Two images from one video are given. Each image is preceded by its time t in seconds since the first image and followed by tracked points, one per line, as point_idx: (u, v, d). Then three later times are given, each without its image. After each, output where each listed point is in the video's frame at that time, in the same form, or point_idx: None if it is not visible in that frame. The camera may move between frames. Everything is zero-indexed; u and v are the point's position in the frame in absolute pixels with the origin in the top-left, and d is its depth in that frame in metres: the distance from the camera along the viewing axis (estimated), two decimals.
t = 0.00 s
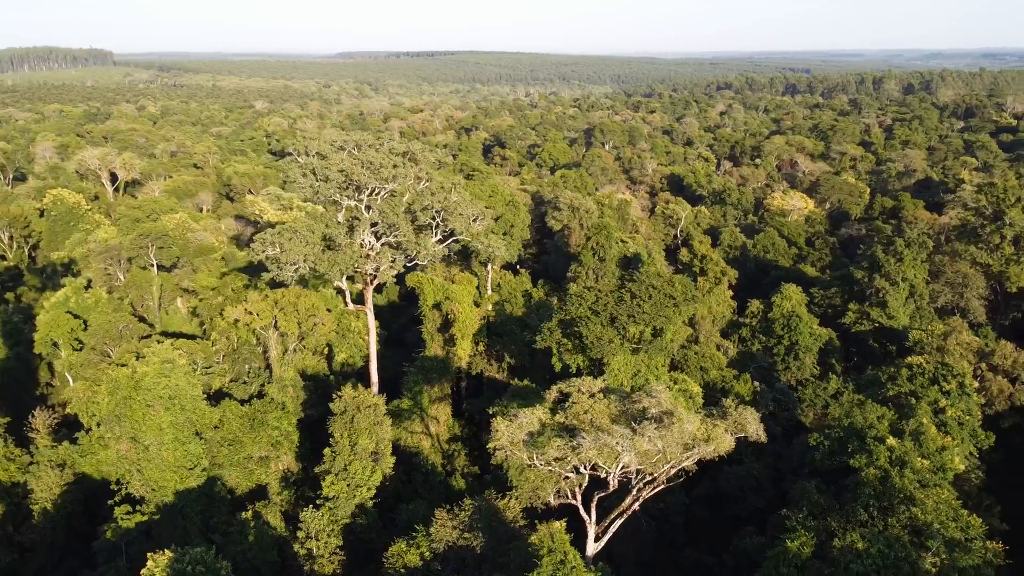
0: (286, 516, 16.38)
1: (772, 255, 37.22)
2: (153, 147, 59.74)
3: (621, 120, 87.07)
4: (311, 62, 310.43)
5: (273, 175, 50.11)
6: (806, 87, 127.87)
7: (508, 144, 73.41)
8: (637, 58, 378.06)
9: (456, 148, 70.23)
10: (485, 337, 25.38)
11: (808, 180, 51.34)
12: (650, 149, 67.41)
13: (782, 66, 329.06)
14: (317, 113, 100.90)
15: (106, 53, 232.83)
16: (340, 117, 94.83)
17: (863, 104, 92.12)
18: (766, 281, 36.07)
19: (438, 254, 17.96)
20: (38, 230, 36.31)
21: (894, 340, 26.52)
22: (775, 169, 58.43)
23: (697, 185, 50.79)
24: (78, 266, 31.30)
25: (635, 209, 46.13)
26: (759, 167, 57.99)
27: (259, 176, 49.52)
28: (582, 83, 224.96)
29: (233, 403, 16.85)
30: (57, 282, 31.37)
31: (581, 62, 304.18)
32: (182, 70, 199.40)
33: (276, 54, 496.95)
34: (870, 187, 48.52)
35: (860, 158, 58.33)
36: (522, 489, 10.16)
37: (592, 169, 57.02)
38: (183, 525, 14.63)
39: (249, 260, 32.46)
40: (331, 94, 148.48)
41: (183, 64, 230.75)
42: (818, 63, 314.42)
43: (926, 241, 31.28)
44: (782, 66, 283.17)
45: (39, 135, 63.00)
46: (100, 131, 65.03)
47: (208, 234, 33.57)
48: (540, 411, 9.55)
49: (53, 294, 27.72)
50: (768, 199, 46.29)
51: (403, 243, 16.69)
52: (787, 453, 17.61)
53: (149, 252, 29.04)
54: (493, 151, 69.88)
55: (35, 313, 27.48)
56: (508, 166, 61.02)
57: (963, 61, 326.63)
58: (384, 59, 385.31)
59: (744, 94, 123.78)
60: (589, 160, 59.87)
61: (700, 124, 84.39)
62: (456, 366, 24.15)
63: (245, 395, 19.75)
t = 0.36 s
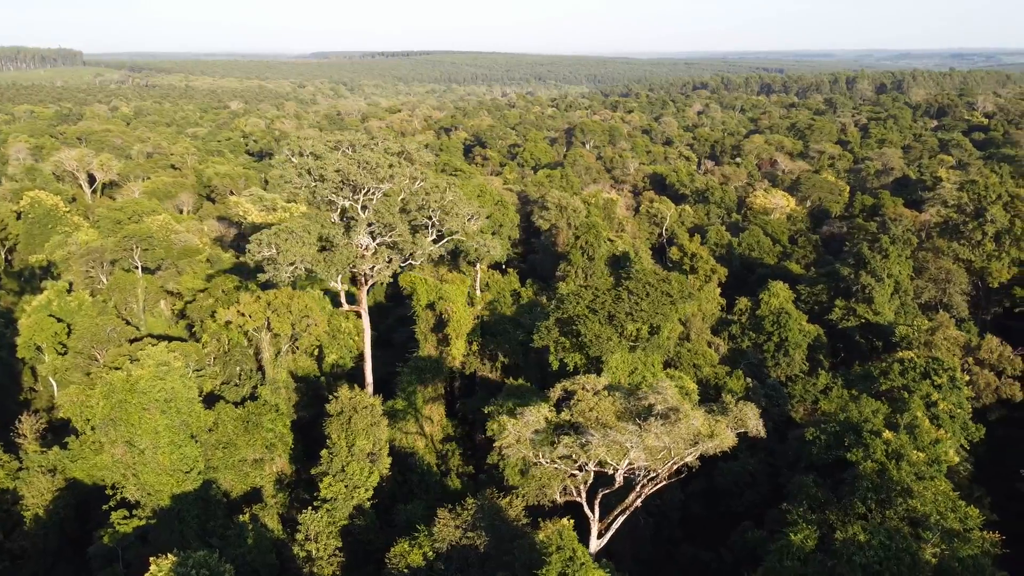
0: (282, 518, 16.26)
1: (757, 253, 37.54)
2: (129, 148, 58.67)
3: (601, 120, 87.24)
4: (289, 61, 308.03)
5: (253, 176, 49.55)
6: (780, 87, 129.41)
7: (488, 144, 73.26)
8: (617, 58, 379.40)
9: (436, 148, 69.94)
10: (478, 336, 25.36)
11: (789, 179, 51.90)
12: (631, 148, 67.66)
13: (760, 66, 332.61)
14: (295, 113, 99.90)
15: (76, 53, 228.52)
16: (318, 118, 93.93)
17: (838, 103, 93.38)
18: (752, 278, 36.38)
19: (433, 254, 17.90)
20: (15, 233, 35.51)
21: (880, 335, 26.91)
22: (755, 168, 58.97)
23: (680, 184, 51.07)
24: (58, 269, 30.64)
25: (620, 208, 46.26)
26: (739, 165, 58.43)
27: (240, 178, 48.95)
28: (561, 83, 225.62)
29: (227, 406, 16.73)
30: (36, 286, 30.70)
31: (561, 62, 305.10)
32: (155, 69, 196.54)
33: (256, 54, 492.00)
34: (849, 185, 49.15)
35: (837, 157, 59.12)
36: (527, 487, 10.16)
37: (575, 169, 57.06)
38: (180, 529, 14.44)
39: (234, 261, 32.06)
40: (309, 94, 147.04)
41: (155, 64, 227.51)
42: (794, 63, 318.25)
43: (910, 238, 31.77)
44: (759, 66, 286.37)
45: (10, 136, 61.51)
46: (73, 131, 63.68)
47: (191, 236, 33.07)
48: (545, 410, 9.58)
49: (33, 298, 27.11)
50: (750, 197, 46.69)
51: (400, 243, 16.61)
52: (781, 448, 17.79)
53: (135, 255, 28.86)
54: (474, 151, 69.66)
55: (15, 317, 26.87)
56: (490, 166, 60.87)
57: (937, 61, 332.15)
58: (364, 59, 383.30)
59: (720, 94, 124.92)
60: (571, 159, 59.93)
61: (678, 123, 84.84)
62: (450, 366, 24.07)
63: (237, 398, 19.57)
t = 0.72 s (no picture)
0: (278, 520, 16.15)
1: (742, 251, 37.86)
2: (103, 149, 57.43)
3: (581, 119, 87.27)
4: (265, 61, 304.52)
5: (234, 177, 48.96)
6: (755, 87, 130.74)
7: (469, 144, 72.97)
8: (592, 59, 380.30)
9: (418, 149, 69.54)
10: (472, 336, 25.34)
11: (770, 177, 52.40)
12: (612, 148, 67.82)
13: (739, 65, 335.12)
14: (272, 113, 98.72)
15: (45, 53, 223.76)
16: (295, 118, 92.92)
17: (813, 102, 94.61)
18: (739, 276, 36.64)
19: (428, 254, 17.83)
20: None
21: (867, 331, 27.25)
22: (736, 166, 59.42)
23: (663, 183, 51.32)
24: (37, 272, 29.97)
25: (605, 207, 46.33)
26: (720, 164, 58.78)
27: (221, 179, 48.36)
28: (540, 83, 225.93)
29: (222, 409, 16.68)
30: (15, 289, 29.98)
31: (541, 62, 305.61)
32: (125, 70, 192.97)
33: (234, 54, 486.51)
34: (828, 183, 49.64)
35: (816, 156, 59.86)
36: (532, 485, 10.18)
37: (559, 168, 57.01)
38: (177, 533, 14.25)
39: (220, 263, 31.85)
40: (285, 94, 145.52)
41: (127, 64, 223.43)
42: (772, 62, 321.07)
43: (895, 234, 32.19)
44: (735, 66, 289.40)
45: None
46: (45, 132, 62.20)
47: (175, 237, 32.58)
48: (550, 407, 9.64)
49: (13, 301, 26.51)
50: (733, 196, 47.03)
51: (395, 243, 16.52)
52: (775, 443, 17.97)
53: (120, 258, 28.87)
54: (455, 151, 69.34)
55: None
56: (471, 166, 60.64)
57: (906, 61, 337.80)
58: (344, 58, 380.81)
59: (697, 94, 125.72)
60: (553, 159, 59.91)
61: (657, 123, 85.17)
62: (444, 366, 24.00)
63: (229, 400, 19.39)
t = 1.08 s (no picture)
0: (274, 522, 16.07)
1: (728, 249, 38.10)
2: (78, 150, 56.29)
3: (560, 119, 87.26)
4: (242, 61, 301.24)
5: (215, 178, 48.25)
6: (731, 87, 131.98)
7: (449, 144, 72.66)
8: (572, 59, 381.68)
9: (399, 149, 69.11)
10: (465, 336, 25.22)
11: (752, 176, 52.82)
12: (593, 147, 67.90)
13: (718, 64, 336.99)
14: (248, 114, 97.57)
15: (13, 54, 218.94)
16: (272, 119, 91.85)
17: (789, 101, 95.68)
18: (725, 274, 36.85)
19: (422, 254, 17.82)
20: None
21: (853, 327, 27.53)
22: (717, 165, 59.77)
23: (646, 182, 51.53)
24: (16, 276, 29.35)
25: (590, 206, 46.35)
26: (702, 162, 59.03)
27: (201, 180, 47.75)
28: (520, 83, 226.09)
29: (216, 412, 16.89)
30: None
31: (521, 62, 306.01)
32: (96, 71, 189.32)
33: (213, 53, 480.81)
34: (808, 181, 50.11)
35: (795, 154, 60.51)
36: (536, 484, 10.19)
37: (542, 168, 56.94)
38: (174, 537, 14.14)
39: (205, 265, 31.61)
40: (262, 95, 144.01)
41: (98, 64, 219.60)
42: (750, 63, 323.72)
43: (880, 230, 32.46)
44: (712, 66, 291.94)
45: None
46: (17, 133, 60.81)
47: (158, 239, 32.10)
48: (555, 405, 9.68)
49: None
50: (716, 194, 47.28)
51: (390, 244, 16.46)
52: (769, 439, 18.13)
53: (104, 259, 28.12)
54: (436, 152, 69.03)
55: None
56: (453, 166, 60.36)
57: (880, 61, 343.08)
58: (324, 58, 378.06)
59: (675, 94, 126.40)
60: (536, 159, 59.84)
61: (637, 123, 85.43)
62: (438, 367, 23.86)
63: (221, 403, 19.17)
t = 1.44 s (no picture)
0: (269, 525, 16.02)
1: (713, 247, 38.38)
2: (51, 152, 55.11)
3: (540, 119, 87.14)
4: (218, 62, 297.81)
5: (195, 179, 47.54)
6: (706, 86, 133.18)
7: (430, 144, 72.32)
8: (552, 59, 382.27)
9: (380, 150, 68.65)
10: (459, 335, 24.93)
11: (733, 174, 53.25)
12: (574, 147, 67.91)
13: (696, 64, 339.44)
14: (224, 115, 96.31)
15: None
16: (249, 119, 90.58)
17: (766, 100, 96.70)
18: (711, 271, 37.06)
19: (416, 254, 17.75)
20: None
21: (840, 323, 27.83)
22: (698, 163, 60.07)
23: (629, 181, 51.77)
24: None
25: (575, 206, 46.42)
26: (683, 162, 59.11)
27: (181, 181, 47.02)
28: (500, 83, 226.13)
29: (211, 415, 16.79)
30: None
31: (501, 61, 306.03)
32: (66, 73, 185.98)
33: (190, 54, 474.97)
34: (789, 179, 50.64)
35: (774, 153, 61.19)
36: (540, 481, 10.23)
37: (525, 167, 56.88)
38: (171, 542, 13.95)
39: (190, 267, 31.22)
40: (238, 95, 142.08)
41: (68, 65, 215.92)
42: (727, 62, 326.23)
43: (863, 226, 32.80)
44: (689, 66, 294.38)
45: None
46: None
47: (140, 241, 31.57)
48: (559, 402, 9.72)
49: None
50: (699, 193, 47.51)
51: (385, 244, 16.40)
52: (762, 434, 18.32)
53: (87, 261, 28.13)
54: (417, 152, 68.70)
55: None
56: (434, 166, 60.03)
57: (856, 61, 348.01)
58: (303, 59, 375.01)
59: (652, 94, 127.12)
60: (518, 158, 59.77)
61: (616, 123, 85.65)
62: (431, 366, 23.77)
63: (212, 406, 18.89)
